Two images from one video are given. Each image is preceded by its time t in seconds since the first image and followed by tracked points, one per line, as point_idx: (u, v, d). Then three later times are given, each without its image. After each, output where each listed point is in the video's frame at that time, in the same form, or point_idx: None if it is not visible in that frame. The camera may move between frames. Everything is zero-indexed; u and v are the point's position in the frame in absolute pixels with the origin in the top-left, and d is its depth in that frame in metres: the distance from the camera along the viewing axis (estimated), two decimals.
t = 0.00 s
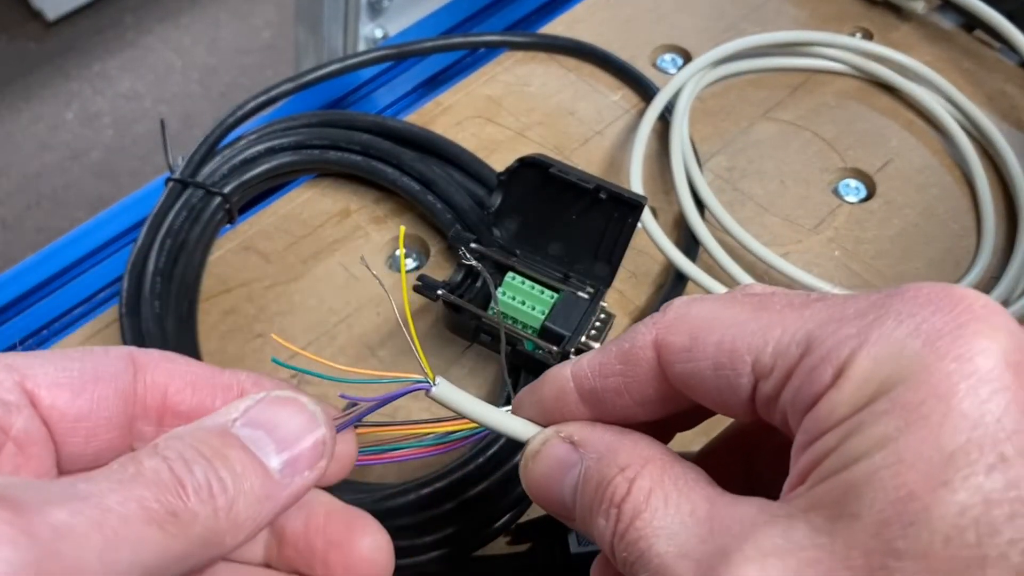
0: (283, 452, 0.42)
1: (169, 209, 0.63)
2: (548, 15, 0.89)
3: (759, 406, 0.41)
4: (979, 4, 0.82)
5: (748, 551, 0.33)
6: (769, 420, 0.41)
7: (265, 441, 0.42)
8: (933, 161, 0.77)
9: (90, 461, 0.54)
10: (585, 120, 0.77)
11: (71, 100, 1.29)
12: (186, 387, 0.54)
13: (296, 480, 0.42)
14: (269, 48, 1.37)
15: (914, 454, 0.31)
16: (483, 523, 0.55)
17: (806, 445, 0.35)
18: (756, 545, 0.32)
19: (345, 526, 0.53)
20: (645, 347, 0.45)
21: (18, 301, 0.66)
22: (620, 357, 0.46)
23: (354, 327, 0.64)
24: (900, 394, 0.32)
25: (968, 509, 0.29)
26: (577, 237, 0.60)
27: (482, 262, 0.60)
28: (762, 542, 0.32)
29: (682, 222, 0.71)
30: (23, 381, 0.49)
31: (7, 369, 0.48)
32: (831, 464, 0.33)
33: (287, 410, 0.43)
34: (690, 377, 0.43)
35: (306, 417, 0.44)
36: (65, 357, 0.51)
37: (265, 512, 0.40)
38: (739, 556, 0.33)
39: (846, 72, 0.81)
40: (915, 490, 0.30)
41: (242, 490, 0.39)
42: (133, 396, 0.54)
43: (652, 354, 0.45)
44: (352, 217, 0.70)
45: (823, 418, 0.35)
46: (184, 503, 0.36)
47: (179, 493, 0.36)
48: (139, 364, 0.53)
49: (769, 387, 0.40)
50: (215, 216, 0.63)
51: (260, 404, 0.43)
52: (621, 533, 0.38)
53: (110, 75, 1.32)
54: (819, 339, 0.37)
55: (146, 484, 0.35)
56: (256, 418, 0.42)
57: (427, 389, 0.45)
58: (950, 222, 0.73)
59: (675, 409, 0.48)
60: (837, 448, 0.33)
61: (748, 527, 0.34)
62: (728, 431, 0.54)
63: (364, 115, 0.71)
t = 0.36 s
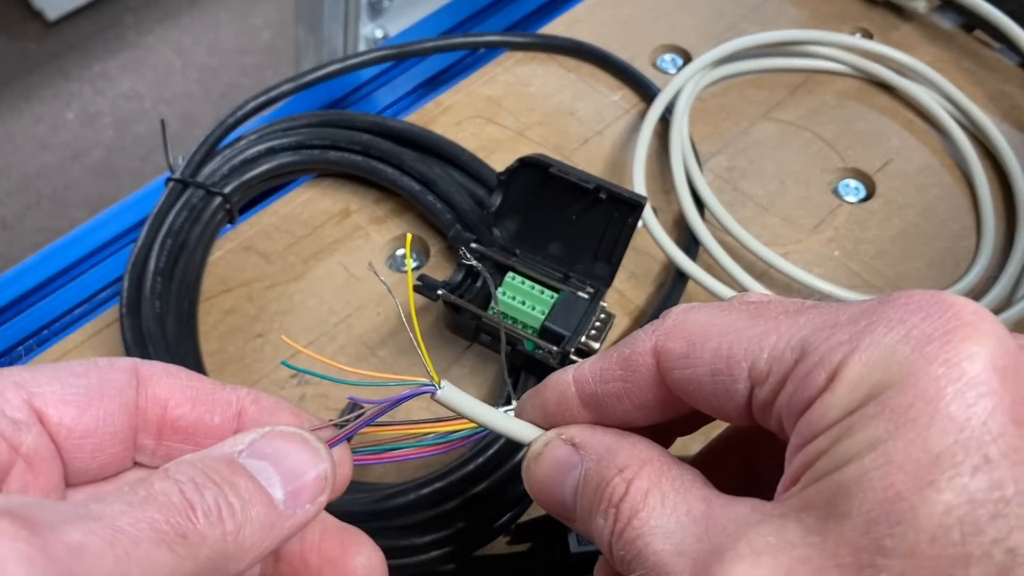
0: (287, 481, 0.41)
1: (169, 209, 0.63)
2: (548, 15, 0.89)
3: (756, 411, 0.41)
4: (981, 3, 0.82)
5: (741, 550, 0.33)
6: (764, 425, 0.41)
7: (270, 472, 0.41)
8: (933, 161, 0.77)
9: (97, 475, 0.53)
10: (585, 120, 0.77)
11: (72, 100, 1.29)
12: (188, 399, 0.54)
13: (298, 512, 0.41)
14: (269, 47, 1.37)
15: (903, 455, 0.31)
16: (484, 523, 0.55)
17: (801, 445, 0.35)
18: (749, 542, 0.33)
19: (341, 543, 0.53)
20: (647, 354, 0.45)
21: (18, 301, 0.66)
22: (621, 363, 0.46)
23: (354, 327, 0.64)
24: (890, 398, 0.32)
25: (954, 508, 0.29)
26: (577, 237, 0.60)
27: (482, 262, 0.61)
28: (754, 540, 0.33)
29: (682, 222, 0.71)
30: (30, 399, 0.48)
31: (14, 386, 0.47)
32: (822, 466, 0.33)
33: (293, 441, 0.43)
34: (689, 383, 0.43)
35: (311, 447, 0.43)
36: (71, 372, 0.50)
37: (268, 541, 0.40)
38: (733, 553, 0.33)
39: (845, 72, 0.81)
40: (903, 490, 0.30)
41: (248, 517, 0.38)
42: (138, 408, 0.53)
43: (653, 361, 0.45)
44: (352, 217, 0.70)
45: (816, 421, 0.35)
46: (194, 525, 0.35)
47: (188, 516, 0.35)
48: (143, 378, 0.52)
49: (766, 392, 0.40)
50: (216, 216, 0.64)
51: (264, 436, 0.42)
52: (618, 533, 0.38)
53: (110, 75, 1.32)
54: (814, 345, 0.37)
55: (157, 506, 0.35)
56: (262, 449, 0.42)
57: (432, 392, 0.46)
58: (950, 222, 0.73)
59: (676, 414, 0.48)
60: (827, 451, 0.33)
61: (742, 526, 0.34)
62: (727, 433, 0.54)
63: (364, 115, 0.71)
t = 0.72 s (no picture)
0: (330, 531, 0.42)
1: (169, 210, 0.63)
2: (548, 15, 0.89)
3: (769, 414, 0.41)
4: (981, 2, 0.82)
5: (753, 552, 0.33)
6: (777, 428, 0.41)
7: (316, 521, 0.42)
8: (933, 161, 0.77)
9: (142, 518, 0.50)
10: (585, 120, 0.77)
11: (71, 100, 1.29)
12: (230, 439, 0.51)
13: (342, 560, 0.42)
14: (269, 47, 1.37)
15: (921, 459, 0.31)
16: (483, 524, 0.55)
17: (814, 449, 0.36)
18: (761, 543, 0.33)
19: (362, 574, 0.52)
20: (656, 355, 0.45)
21: (18, 301, 0.66)
22: (631, 364, 0.46)
23: (354, 327, 0.65)
24: (909, 401, 0.33)
25: (972, 513, 0.30)
26: (577, 237, 0.60)
27: (481, 262, 0.61)
28: (767, 541, 0.33)
29: (682, 222, 0.71)
30: (77, 444, 0.46)
31: (62, 432, 0.45)
32: (839, 469, 0.33)
33: (337, 492, 0.44)
34: (701, 385, 0.43)
35: (355, 501, 0.44)
36: (117, 414, 0.47)
37: None
38: (745, 554, 0.33)
39: (845, 72, 0.81)
40: (920, 494, 0.30)
41: (297, 559, 0.39)
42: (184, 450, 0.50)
43: (662, 362, 0.45)
44: (352, 217, 0.70)
45: (832, 423, 0.35)
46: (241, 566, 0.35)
47: (237, 553, 0.36)
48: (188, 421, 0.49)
49: (781, 395, 0.40)
50: (216, 216, 0.64)
51: (309, 487, 0.44)
52: (626, 531, 0.38)
53: (110, 75, 1.32)
54: (830, 348, 0.37)
55: (203, 544, 0.35)
56: (307, 499, 0.43)
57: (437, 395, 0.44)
58: (950, 222, 0.73)
59: (685, 415, 0.48)
60: (845, 453, 0.33)
61: (753, 529, 0.34)
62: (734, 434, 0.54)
63: (365, 115, 0.71)
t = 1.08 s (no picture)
0: None
1: (169, 210, 0.63)
2: (549, 15, 0.90)
3: (774, 427, 0.41)
4: (981, 2, 0.82)
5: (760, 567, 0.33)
6: (783, 441, 0.41)
7: None
8: (932, 161, 0.77)
9: None
10: (585, 120, 0.78)
11: (72, 101, 1.29)
12: (307, 499, 0.51)
13: None
14: (269, 48, 1.38)
15: (929, 474, 0.31)
16: (484, 523, 0.56)
17: (820, 464, 0.36)
18: (770, 557, 0.33)
19: None
20: (658, 368, 0.45)
21: (19, 301, 0.66)
22: (633, 377, 0.46)
23: (355, 327, 0.65)
24: (916, 416, 0.33)
25: (982, 526, 0.29)
26: (577, 237, 0.60)
27: (481, 262, 0.61)
28: (775, 555, 0.33)
29: (682, 222, 0.71)
30: (167, 504, 0.46)
31: (152, 494, 0.46)
32: (847, 484, 0.33)
33: (421, 549, 0.44)
34: (705, 399, 0.43)
35: (437, 559, 0.44)
36: (203, 475, 0.47)
37: None
38: (754, 567, 0.33)
39: (845, 73, 0.82)
40: (928, 507, 0.31)
41: None
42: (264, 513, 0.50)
43: (664, 375, 0.45)
44: (352, 217, 0.70)
45: (838, 439, 0.35)
46: None
47: None
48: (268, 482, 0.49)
49: (786, 409, 0.40)
50: (216, 216, 0.64)
51: (393, 544, 0.44)
52: (632, 544, 0.39)
53: (110, 75, 1.32)
54: (835, 362, 0.37)
55: None
56: (392, 556, 0.43)
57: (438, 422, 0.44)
58: (949, 222, 0.73)
59: (688, 426, 0.48)
60: (851, 469, 0.34)
61: (762, 542, 0.34)
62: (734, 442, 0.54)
63: (364, 116, 0.71)
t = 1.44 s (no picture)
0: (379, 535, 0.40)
1: (170, 210, 0.63)
2: (549, 15, 0.90)
3: (785, 426, 0.41)
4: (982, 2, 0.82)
5: (772, 569, 0.33)
6: (793, 441, 0.42)
7: None
8: (932, 161, 0.77)
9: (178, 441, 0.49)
10: (585, 120, 0.78)
11: (72, 101, 1.29)
12: (217, 331, 0.50)
13: None
14: (270, 48, 1.38)
15: (944, 472, 0.31)
16: (483, 523, 0.56)
17: (832, 462, 0.36)
18: (782, 560, 0.33)
19: None
20: (666, 368, 0.45)
21: (19, 301, 0.66)
22: (641, 377, 0.47)
23: (354, 327, 0.65)
24: (930, 415, 0.33)
25: (997, 526, 0.30)
26: (577, 237, 0.60)
27: (482, 262, 0.61)
28: (788, 557, 0.33)
29: (682, 222, 0.71)
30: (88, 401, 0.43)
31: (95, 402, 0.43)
32: (862, 482, 0.34)
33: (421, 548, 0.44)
34: (714, 399, 0.43)
35: (443, 477, 0.37)
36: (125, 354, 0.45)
37: None
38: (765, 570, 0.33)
39: (845, 73, 0.82)
40: (944, 507, 0.31)
41: None
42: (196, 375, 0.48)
43: (672, 375, 0.45)
44: (352, 217, 0.70)
45: (851, 437, 0.36)
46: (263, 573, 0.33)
47: None
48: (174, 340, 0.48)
49: (798, 409, 0.40)
50: (216, 216, 0.64)
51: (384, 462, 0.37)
52: (642, 550, 0.38)
53: (111, 76, 1.32)
54: (848, 360, 0.37)
55: None
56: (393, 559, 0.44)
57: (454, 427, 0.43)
58: (949, 222, 0.73)
59: (695, 426, 0.49)
60: (867, 466, 0.34)
61: (772, 543, 0.34)
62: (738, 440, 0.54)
63: (364, 116, 0.71)
